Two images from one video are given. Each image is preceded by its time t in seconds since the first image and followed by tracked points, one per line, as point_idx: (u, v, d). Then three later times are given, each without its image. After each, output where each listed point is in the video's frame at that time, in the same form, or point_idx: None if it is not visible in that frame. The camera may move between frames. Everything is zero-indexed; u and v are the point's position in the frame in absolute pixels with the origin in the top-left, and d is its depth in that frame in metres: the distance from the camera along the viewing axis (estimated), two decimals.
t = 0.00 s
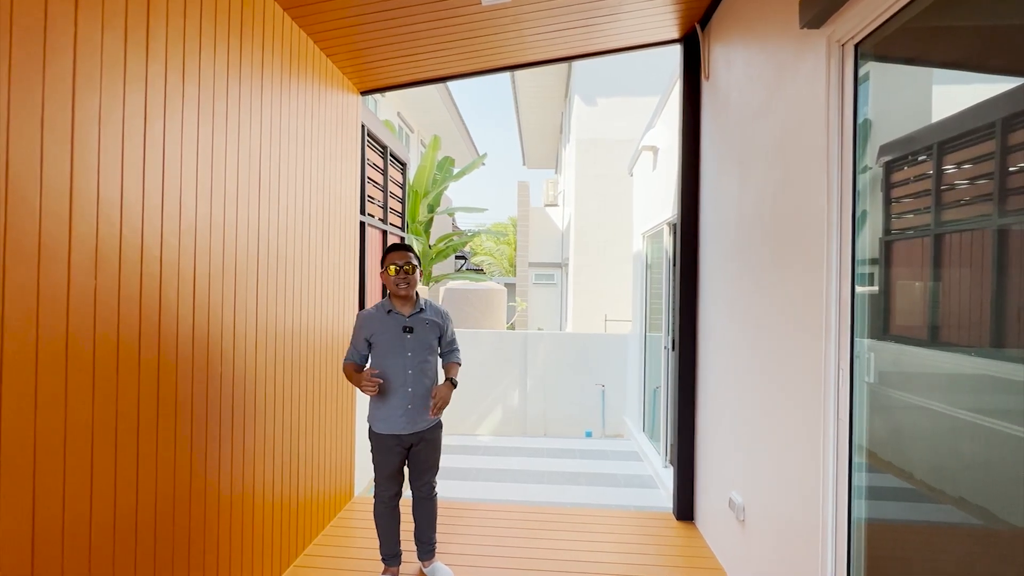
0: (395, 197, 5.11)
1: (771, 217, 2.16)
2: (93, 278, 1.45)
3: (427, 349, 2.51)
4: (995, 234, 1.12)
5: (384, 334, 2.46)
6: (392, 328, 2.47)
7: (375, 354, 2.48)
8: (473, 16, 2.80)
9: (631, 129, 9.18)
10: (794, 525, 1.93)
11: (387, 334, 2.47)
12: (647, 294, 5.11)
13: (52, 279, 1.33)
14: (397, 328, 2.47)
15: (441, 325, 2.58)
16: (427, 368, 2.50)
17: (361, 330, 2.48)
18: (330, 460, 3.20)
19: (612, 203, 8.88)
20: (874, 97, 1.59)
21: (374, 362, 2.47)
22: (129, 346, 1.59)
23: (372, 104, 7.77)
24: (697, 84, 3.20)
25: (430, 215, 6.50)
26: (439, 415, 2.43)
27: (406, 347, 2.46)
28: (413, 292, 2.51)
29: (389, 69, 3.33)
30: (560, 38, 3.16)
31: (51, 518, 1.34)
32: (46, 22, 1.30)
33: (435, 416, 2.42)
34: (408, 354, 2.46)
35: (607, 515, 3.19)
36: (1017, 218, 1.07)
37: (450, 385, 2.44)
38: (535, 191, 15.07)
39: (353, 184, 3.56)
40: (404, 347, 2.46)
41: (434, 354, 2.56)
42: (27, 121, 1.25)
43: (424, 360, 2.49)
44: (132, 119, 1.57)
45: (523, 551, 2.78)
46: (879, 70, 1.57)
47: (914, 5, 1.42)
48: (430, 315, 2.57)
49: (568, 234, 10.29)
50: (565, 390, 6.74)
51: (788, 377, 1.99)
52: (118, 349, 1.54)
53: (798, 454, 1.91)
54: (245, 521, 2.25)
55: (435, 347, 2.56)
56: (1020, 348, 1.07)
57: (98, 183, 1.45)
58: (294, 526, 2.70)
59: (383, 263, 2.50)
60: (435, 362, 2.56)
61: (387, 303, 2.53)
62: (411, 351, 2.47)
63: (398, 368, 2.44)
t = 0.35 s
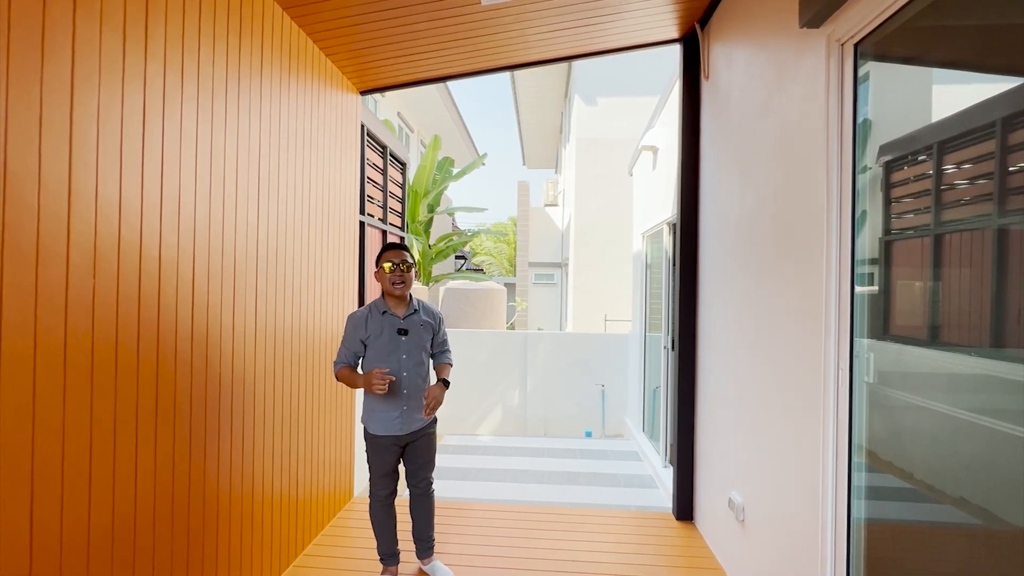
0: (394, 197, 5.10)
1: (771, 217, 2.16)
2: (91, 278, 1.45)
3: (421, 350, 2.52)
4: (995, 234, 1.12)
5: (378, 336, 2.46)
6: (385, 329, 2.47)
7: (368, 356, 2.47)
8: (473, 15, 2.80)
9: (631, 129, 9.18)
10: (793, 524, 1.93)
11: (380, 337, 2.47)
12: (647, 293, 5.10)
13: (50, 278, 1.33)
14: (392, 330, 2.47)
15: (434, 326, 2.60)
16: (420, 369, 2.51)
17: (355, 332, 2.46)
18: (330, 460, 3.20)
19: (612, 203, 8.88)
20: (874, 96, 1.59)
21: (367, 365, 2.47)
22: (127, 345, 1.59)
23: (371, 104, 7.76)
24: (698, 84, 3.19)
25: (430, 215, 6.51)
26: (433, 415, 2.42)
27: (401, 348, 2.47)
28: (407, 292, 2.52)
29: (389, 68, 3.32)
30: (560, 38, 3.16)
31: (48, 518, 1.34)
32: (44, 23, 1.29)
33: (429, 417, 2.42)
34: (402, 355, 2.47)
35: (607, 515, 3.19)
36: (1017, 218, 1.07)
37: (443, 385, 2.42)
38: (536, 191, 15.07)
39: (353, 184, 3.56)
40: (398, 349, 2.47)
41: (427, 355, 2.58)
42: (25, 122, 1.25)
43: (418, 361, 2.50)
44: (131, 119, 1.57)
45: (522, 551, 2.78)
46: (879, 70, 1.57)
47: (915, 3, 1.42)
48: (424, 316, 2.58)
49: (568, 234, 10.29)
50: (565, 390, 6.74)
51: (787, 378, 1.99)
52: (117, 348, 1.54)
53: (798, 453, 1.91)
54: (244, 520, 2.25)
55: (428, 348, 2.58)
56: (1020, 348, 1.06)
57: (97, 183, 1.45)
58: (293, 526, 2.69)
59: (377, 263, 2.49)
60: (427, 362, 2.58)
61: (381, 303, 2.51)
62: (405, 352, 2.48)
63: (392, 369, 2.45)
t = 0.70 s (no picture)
0: (393, 197, 5.09)
1: (771, 217, 2.16)
2: (89, 277, 1.44)
3: (424, 347, 2.54)
4: (993, 233, 1.12)
5: (383, 332, 2.47)
6: (390, 326, 2.47)
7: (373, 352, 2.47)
8: (473, 14, 2.80)
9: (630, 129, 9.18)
10: (793, 525, 1.93)
11: (386, 333, 2.47)
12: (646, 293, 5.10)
13: (48, 278, 1.32)
14: (397, 326, 2.48)
15: (436, 324, 2.62)
16: (423, 366, 2.53)
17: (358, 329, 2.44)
18: (329, 459, 3.20)
19: (612, 203, 8.88)
20: (874, 95, 1.58)
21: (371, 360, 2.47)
22: (125, 345, 1.58)
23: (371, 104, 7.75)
24: (697, 83, 3.19)
25: (429, 215, 6.51)
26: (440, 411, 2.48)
27: (405, 345, 2.47)
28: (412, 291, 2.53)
29: (388, 67, 3.32)
30: (559, 37, 3.16)
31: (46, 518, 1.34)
32: (41, 23, 1.29)
33: (435, 413, 2.45)
34: (407, 352, 2.48)
35: (606, 515, 3.19)
36: (1016, 217, 1.07)
37: (449, 381, 2.47)
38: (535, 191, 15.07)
39: (351, 184, 3.55)
40: (403, 346, 2.48)
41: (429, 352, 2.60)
42: (22, 121, 1.25)
43: (422, 358, 2.52)
44: (128, 118, 1.57)
45: (521, 551, 2.78)
46: (878, 69, 1.57)
47: (914, 3, 1.42)
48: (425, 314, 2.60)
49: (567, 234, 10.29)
50: (564, 390, 6.74)
51: (786, 378, 1.99)
52: (115, 348, 1.54)
53: (797, 454, 1.90)
54: (242, 519, 2.25)
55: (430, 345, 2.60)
56: (1019, 347, 1.07)
57: (95, 182, 1.45)
58: (292, 525, 2.69)
59: (384, 260, 2.48)
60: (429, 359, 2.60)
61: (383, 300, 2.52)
62: (410, 349, 2.49)
63: (397, 366, 2.46)
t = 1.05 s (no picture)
0: (392, 197, 5.08)
1: (769, 217, 2.14)
2: (76, 278, 1.42)
3: (441, 347, 2.58)
4: (993, 234, 1.11)
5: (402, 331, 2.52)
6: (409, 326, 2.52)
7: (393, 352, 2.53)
8: (471, 13, 2.77)
9: (629, 129, 9.16)
10: (791, 526, 1.91)
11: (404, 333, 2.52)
12: (645, 294, 5.09)
13: (34, 280, 1.30)
14: (414, 326, 2.53)
15: (453, 325, 2.66)
16: (439, 366, 2.56)
17: (381, 322, 2.49)
18: (324, 460, 3.18)
19: (610, 203, 8.87)
20: (873, 94, 1.57)
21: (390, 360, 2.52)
22: (114, 347, 1.56)
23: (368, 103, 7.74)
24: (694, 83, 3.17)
25: (428, 215, 6.51)
26: (457, 410, 2.55)
27: (422, 343, 2.52)
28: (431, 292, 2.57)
29: (386, 66, 3.30)
30: (557, 36, 3.14)
31: (32, 523, 1.32)
32: (27, 20, 1.27)
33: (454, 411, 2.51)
34: (424, 351, 2.52)
35: (604, 516, 3.17)
36: (1016, 217, 1.05)
37: (465, 380, 2.59)
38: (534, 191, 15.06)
39: (347, 184, 3.53)
40: (420, 345, 2.52)
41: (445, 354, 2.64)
42: (7, 120, 1.23)
43: (438, 358, 2.56)
44: (117, 118, 1.54)
45: (517, 553, 2.76)
46: (877, 68, 1.55)
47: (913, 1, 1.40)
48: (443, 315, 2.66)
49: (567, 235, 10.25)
50: (563, 391, 6.73)
51: (785, 379, 1.98)
52: (103, 350, 1.52)
53: (796, 455, 1.89)
54: (236, 522, 2.23)
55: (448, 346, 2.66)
56: (1019, 348, 1.05)
57: (83, 182, 1.43)
58: (287, 526, 2.67)
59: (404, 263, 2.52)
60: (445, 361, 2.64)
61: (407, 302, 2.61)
62: (427, 349, 2.53)
63: (414, 365, 2.50)
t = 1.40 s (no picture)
0: (388, 196, 5.04)
1: (772, 215, 2.09)
2: (58, 276, 1.36)
3: (469, 346, 2.70)
4: (994, 233, 1.08)
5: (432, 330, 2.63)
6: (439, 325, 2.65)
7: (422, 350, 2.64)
8: (472, 7, 2.72)
9: (628, 128, 9.12)
10: (795, 531, 1.86)
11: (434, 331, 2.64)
12: (644, 294, 5.05)
13: (12, 278, 1.24)
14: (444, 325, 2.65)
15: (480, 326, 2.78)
16: (467, 363, 2.68)
17: (414, 321, 2.61)
18: (319, 464, 3.11)
19: (609, 203, 8.83)
20: (878, 87, 1.52)
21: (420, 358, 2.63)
22: (99, 349, 1.49)
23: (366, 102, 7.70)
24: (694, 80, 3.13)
25: (426, 215, 6.50)
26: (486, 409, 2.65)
27: (452, 342, 2.64)
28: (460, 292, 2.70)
29: (383, 62, 3.24)
30: (556, 32, 3.10)
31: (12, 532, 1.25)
32: (6, 8, 1.21)
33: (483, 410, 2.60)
34: (454, 349, 2.64)
35: (603, 519, 3.13)
36: (1016, 217, 1.02)
37: (493, 379, 2.69)
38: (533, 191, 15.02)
39: (342, 183, 3.47)
40: (450, 343, 2.64)
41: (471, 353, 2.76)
42: None
43: (467, 355, 2.68)
44: (102, 112, 1.49)
45: (514, 557, 2.71)
46: (883, 61, 1.50)
47: None
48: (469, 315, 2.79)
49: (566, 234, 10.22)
50: (562, 391, 6.69)
51: (788, 381, 1.93)
52: (87, 351, 1.45)
53: (799, 458, 1.83)
54: (228, 528, 2.16)
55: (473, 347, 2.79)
56: None
57: (64, 178, 1.37)
58: (280, 532, 2.60)
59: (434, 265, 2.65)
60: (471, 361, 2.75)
61: (435, 301, 2.71)
62: (457, 347, 2.65)
63: (444, 362, 2.61)
